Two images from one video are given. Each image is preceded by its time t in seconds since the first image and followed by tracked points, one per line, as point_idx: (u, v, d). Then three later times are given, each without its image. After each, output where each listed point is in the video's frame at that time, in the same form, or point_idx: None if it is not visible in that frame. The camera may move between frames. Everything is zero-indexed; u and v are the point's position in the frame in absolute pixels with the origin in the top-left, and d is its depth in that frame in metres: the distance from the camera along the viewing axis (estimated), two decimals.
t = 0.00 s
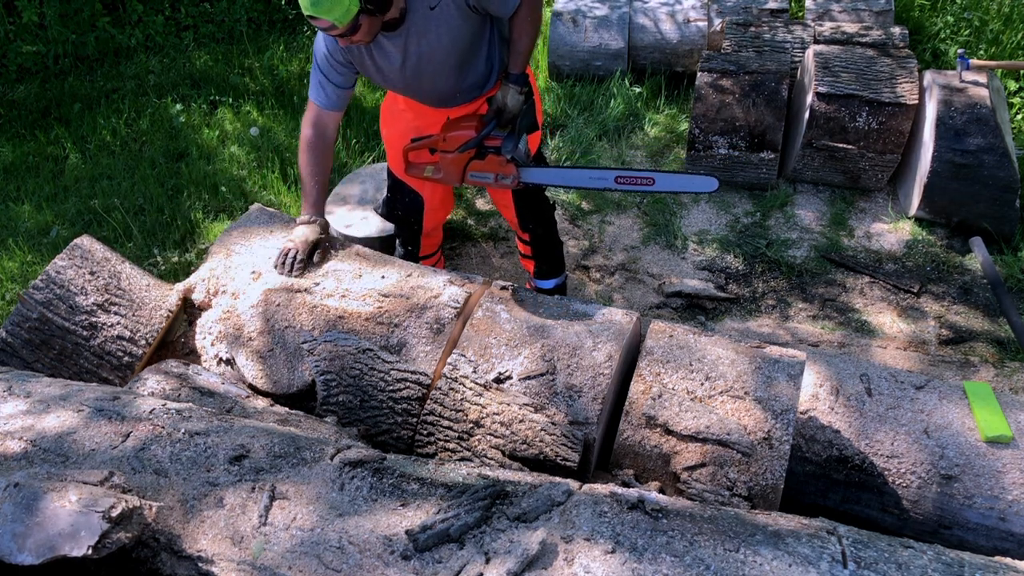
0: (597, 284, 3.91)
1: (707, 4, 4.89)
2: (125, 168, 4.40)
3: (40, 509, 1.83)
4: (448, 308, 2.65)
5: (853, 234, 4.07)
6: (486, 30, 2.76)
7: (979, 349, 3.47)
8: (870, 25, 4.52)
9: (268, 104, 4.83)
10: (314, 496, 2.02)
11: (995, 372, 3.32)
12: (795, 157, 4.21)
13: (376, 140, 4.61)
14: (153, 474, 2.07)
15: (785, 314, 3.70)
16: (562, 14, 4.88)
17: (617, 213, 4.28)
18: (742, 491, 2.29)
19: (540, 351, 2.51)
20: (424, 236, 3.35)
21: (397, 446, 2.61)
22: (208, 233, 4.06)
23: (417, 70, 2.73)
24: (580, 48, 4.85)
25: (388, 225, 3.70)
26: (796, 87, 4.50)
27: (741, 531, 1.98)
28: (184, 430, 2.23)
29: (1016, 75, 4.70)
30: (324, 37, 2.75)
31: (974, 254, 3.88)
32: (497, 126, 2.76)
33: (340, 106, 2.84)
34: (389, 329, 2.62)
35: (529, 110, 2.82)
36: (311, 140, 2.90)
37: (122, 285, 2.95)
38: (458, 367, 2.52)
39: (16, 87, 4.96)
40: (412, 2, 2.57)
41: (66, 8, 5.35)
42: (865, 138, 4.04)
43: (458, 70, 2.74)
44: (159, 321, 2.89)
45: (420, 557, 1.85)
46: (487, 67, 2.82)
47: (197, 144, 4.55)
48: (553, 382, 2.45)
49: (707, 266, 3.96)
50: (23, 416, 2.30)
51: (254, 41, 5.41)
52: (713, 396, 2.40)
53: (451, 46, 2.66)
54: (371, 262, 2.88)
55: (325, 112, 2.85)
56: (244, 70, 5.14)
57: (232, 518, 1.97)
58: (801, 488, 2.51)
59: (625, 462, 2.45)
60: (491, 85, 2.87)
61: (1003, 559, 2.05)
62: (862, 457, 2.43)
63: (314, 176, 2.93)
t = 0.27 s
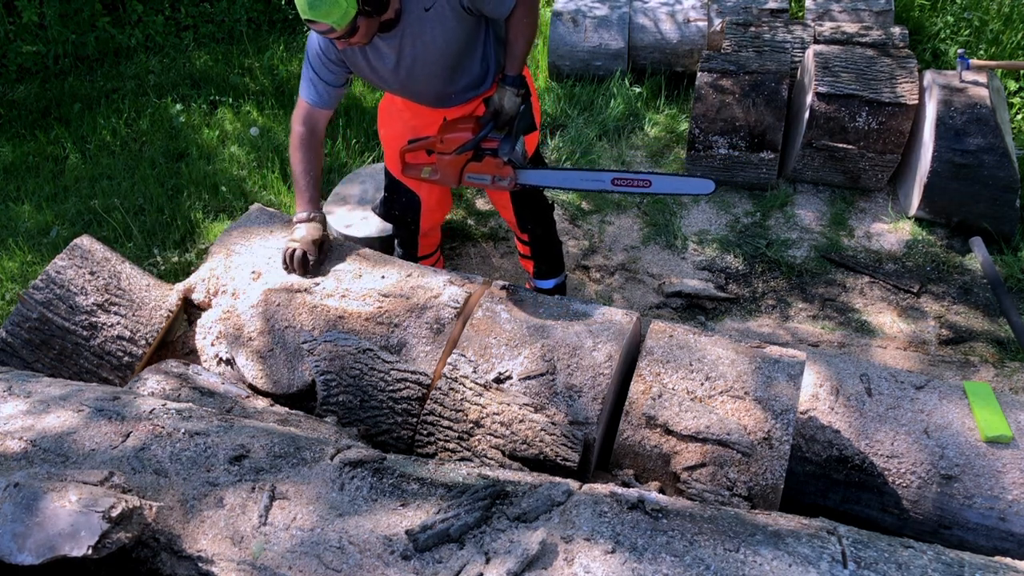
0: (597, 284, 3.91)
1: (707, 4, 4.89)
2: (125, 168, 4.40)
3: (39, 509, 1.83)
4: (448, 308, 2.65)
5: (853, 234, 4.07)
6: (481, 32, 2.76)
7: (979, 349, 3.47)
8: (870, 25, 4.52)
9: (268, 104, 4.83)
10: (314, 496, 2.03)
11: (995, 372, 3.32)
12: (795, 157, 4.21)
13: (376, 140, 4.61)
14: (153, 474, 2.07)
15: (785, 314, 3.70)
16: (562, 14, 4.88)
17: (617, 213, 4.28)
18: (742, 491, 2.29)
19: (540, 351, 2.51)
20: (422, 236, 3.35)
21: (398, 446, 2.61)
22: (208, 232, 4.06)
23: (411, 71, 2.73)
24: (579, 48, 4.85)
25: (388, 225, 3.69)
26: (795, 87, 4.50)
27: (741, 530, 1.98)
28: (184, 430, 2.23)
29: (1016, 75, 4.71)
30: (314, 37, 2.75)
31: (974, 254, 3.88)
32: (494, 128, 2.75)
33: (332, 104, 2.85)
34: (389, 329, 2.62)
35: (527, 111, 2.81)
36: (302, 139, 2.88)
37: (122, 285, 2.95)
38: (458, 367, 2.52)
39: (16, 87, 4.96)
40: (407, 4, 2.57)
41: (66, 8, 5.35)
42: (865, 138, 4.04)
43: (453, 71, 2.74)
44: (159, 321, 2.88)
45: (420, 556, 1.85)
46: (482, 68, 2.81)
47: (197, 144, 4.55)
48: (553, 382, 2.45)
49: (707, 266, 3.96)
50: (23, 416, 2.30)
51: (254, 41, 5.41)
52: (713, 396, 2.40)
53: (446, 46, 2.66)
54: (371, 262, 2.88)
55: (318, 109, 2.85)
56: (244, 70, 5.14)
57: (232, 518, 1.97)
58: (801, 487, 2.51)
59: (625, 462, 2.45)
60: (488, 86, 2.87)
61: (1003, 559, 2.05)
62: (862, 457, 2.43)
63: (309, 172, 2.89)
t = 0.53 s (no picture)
0: (596, 283, 3.91)
1: (707, 4, 4.89)
2: (125, 168, 4.40)
3: (39, 509, 1.83)
4: (448, 308, 2.65)
5: (853, 234, 4.07)
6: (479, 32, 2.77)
7: (979, 349, 3.47)
8: (870, 25, 4.52)
9: (268, 104, 4.83)
10: (314, 496, 2.02)
11: (995, 372, 3.32)
12: (795, 157, 4.21)
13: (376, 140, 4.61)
14: (153, 474, 2.07)
15: (785, 314, 3.70)
16: (562, 14, 4.88)
17: (617, 213, 4.28)
18: (742, 491, 2.29)
19: (540, 351, 2.51)
20: (422, 238, 3.35)
21: (397, 446, 2.61)
22: (208, 233, 4.06)
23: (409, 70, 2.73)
24: (580, 48, 4.85)
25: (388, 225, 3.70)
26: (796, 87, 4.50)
27: (741, 530, 1.98)
28: (184, 430, 2.23)
29: (1016, 75, 4.71)
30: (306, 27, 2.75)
31: (974, 254, 3.88)
32: (491, 129, 2.72)
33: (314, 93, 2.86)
34: (389, 329, 2.62)
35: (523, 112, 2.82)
36: (295, 118, 2.89)
37: (122, 285, 2.95)
38: (458, 367, 2.51)
39: (16, 88, 4.96)
40: (406, 2, 2.58)
41: (66, 8, 5.36)
42: (865, 138, 4.04)
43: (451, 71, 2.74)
44: (159, 321, 2.88)
45: (420, 556, 1.85)
46: (480, 68, 2.82)
47: (197, 144, 4.55)
48: (553, 382, 2.45)
49: (707, 266, 3.96)
50: (23, 416, 2.30)
51: (254, 41, 5.41)
52: (713, 396, 2.40)
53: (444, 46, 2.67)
54: (371, 262, 2.88)
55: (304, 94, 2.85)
56: (244, 70, 5.14)
57: (232, 518, 1.97)
58: (801, 487, 2.51)
59: (625, 462, 2.45)
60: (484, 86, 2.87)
61: (1003, 559, 2.05)
62: (862, 457, 2.43)
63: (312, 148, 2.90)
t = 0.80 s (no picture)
0: (597, 283, 3.91)
1: (707, 4, 4.88)
2: (125, 168, 4.40)
3: (40, 509, 1.83)
4: (448, 308, 2.65)
5: (853, 234, 4.07)
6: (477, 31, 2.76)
7: (979, 349, 3.47)
8: (870, 25, 4.52)
9: (268, 104, 4.83)
10: (314, 496, 2.02)
11: (995, 372, 3.32)
12: (795, 157, 4.21)
13: (376, 140, 4.61)
14: (153, 474, 2.07)
15: (785, 314, 3.70)
16: (562, 14, 4.88)
17: (617, 214, 4.28)
18: (742, 491, 2.29)
19: (540, 351, 2.51)
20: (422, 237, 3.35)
21: (397, 446, 2.61)
22: (208, 233, 4.06)
23: (405, 65, 2.73)
24: (580, 48, 4.85)
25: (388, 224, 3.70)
26: (796, 87, 4.50)
27: (741, 530, 1.98)
28: (184, 430, 2.23)
29: (1016, 75, 4.71)
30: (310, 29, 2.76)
31: (974, 254, 3.88)
32: (488, 129, 2.73)
33: (331, 98, 2.86)
34: (389, 329, 2.62)
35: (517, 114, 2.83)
36: (306, 133, 2.88)
37: (122, 285, 2.95)
38: (458, 367, 2.51)
39: (16, 87, 4.96)
40: None
41: (66, 8, 5.36)
42: (865, 138, 4.04)
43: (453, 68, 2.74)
44: (159, 321, 2.89)
45: (420, 556, 1.85)
46: (478, 67, 2.81)
47: (197, 144, 4.55)
48: (553, 382, 2.45)
49: (707, 266, 3.96)
50: (23, 416, 2.30)
51: (254, 41, 5.41)
52: (713, 396, 2.40)
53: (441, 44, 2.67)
54: (371, 262, 2.88)
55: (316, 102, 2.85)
56: (244, 69, 5.14)
57: (232, 518, 1.97)
58: (801, 487, 2.51)
59: (625, 462, 2.45)
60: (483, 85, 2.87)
61: (1003, 559, 2.04)
62: (862, 457, 2.43)
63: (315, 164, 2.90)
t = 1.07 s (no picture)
0: (597, 284, 3.91)
1: (707, 4, 4.89)
2: (125, 168, 4.40)
3: (40, 509, 1.83)
4: (448, 308, 2.65)
5: (853, 234, 4.07)
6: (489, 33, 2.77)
7: (979, 349, 3.47)
8: (870, 25, 4.52)
9: (268, 104, 4.83)
10: (314, 496, 2.03)
11: (995, 372, 3.32)
12: (795, 157, 4.21)
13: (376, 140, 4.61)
14: (153, 474, 2.07)
15: (785, 314, 3.70)
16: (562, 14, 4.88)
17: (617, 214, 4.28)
18: (742, 491, 2.29)
19: (540, 351, 2.51)
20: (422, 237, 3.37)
21: (397, 446, 2.61)
22: (208, 233, 4.06)
23: (410, 38, 2.76)
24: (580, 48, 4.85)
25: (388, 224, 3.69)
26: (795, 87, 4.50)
27: (741, 530, 1.98)
28: (184, 430, 2.23)
29: (1016, 75, 4.71)
30: None
31: (974, 254, 3.88)
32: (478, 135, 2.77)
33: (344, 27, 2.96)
34: (389, 329, 2.62)
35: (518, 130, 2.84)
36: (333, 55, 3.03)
37: (122, 285, 2.95)
38: (458, 367, 2.51)
39: (16, 87, 4.96)
40: None
41: (66, 8, 5.37)
42: (865, 138, 4.04)
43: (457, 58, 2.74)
44: (159, 321, 2.89)
45: (420, 556, 1.85)
46: (481, 70, 2.82)
47: (197, 144, 4.55)
48: (553, 382, 2.45)
49: (707, 266, 3.96)
50: (23, 416, 2.30)
51: (254, 41, 5.41)
52: (713, 396, 2.40)
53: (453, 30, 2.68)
54: (372, 262, 2.88)
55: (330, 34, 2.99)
56: (244, 70, 5.14)
57: (232, 518, 1.97)
58: (801, 488, 2.51)
59: (625, 462, 2.45)
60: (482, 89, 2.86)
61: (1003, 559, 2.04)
62: (862, 457, 2.43)
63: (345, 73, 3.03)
